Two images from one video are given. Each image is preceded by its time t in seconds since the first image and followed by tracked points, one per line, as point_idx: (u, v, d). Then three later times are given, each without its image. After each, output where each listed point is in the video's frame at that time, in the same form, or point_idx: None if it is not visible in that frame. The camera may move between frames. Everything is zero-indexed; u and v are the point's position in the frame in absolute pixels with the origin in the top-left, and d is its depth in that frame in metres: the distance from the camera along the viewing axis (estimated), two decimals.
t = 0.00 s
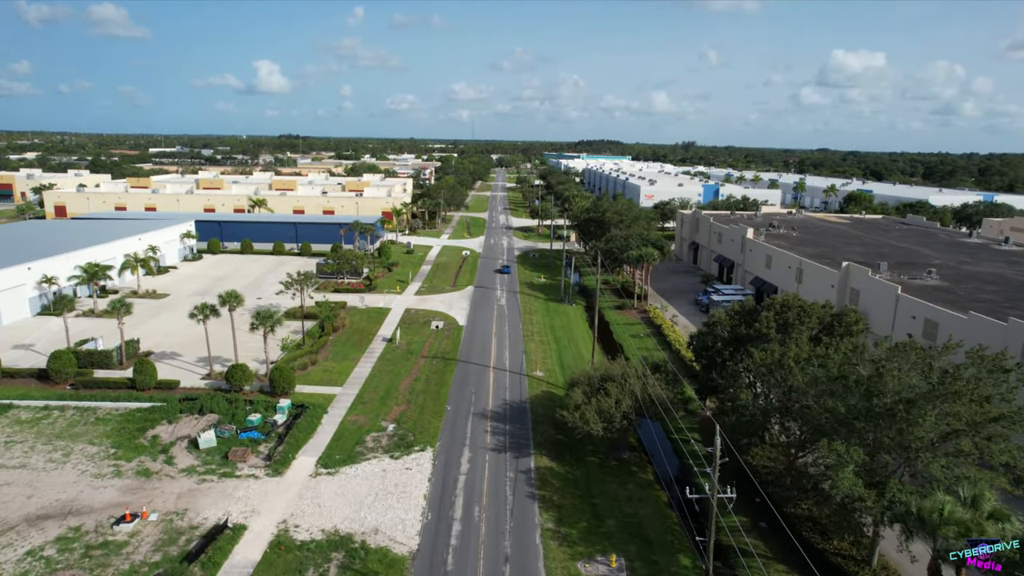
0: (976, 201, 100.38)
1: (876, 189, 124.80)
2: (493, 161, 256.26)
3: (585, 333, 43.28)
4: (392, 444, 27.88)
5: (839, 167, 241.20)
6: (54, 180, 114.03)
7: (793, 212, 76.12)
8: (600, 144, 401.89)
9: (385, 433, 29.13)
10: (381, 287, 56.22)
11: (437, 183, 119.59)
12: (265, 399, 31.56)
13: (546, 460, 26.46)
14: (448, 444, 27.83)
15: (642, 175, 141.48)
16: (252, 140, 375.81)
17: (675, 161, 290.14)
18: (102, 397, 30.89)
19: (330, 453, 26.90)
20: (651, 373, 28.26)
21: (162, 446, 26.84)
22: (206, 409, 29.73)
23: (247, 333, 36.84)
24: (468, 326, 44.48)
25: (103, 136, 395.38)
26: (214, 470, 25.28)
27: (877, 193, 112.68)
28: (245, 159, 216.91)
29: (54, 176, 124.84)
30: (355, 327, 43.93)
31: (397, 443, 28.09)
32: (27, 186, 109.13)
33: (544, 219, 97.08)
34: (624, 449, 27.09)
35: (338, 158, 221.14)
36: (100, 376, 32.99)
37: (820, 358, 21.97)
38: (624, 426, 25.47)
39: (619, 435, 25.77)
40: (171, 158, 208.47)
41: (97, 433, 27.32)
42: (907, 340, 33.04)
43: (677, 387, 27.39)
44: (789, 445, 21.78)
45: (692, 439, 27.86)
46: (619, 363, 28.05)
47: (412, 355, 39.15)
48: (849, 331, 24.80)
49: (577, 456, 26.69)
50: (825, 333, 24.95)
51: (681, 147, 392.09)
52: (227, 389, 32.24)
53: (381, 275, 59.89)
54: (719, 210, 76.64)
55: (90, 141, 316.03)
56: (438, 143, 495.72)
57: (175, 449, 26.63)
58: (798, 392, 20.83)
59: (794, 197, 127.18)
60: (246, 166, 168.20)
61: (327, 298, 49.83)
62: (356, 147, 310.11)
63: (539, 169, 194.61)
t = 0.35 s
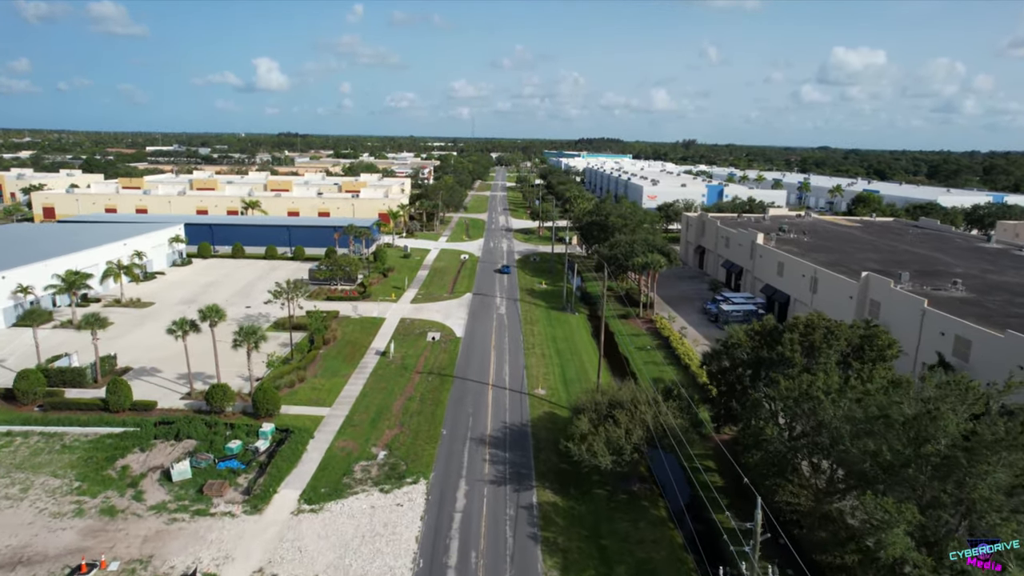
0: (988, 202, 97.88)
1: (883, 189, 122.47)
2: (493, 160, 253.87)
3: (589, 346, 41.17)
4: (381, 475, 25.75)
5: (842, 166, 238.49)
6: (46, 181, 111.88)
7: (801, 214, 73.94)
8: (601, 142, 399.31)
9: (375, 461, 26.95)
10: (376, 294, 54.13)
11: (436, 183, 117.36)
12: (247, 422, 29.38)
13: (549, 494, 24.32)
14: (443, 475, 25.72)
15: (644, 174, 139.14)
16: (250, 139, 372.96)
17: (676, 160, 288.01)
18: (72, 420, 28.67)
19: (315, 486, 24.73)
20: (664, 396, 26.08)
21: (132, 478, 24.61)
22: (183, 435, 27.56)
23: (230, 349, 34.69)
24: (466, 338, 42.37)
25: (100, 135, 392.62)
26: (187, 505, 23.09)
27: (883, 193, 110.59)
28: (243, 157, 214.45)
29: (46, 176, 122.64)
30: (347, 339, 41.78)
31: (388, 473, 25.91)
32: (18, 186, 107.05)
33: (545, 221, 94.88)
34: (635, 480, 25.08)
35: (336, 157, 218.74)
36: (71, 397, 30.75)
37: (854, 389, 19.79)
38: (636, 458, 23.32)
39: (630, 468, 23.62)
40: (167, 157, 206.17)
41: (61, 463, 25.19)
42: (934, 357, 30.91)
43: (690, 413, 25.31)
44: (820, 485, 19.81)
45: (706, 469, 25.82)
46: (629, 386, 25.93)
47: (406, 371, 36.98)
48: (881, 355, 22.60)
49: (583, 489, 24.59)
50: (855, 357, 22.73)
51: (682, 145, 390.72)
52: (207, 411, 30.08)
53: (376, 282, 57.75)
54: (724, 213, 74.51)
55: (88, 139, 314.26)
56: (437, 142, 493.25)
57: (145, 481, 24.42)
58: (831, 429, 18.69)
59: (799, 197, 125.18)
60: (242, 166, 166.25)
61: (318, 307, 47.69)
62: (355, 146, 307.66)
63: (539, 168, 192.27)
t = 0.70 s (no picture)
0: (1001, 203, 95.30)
1: (891, 189, 119.93)
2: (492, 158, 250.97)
3: (594, 362, 38.78)
4: (368, 517, 23.30)
5: (844, 165, 235.83)
6: (34, 181, 109.24)
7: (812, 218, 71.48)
8: (601, 140, 396.01)
9: (362, 499, 24.50)
10: (370, 303, 51.69)
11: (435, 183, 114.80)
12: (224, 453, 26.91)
13: (553, 540, 21.93)
14: (437, 516, 23.31)
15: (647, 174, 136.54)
16: (249, 136, 370.67)
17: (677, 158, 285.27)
18: (32, 452, 26.22)
19: (294, 531, 22.28)
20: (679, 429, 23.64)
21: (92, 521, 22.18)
22: (153, 469, 25.14)
23: (209, 370, 32.20)
24: (464, 353, 39.94)
25: (98, 133, 389.87)
26: (151, 555, 20.67)
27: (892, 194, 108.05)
28: (239, 156, 211.65)
29: (36, 176, 119.93)
30: (337, 354, 39.33)
31: (376, 514, 23.47)
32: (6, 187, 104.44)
33: (546, 223, 92.35)
34: (647, 522, 22.71)
35: (334, 156, 216.06)
36: (33, 425, 28.31)
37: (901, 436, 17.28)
38: (650, 502, 20.90)
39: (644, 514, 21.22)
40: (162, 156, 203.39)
41: (13, 504, 22.76)
42: (970, 381, 28.50)
43: (708, 449, 22.92)
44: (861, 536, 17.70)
45: (722, 508, 23.49)
46: (642, 418, 23.55)
47: (398, 391, 34.48)
48: (924, 389, 20.01)
49: (591, 534, 22.24)
50: (894, 391, 20.16)
51: (682, 142, 388.46)
52: (182, 440, 27.66)
53: (370, 290, 55.30)
54: (732, 216, 72.05)
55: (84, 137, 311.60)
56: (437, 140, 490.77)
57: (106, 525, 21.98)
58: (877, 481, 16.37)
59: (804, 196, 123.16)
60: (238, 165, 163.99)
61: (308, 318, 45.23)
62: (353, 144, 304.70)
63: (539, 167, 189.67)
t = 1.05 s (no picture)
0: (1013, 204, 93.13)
1: (899, 189, 117.71)
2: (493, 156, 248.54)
3: (600, 379, 36.63)
4: (354, 562, 21.11)
5: (848, 163, 233.55)
6: (25, 181, 106.98)
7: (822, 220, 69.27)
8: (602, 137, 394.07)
9: (348, 541, 22.30)
10: (364, 311, 49.49)
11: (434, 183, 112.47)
12: (199, 486, 24.69)
13: None
14: (430, 560, 21.25)
15: (650, 173, 134.23)
16: (248, 133, 367.46)
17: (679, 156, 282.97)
18: None
19: None
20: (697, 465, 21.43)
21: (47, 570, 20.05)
22: (120, 506, 22.98)
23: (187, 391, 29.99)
24: (461, 368, 37.75)
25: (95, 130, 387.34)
26: None
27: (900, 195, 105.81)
28: (236, 155, 209.25)
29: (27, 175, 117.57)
30: (327, 370, 37.11)
31: (363, 559, 21.30)
32: None
33: (548, 224, 90.12)
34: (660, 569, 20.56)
35: (332, 154, 213.62)
36: None
37: (959, 492, 14.89)
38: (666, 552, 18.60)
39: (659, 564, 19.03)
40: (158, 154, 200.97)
41: None
42: (1010, 407, 26.30)
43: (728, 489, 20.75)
44: None
45: (741, 551, 21.01)
46: (655, 453, 21.42)
47: (391, 412, 32.31)
48: (976, 428, 17.62)
49: None
50: (941, 430, 17.78)
51: (684, 140, 385.89)
52: (155, 471, 25.48)
53: (365, 297, 53.12)
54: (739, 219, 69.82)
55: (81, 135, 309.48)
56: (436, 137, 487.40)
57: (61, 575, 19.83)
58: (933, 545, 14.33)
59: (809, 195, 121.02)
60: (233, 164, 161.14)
61: (298, 330, 43.04)
62: (352, 141, 302.22)
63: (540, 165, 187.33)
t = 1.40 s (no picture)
0: None
1: (908, 189, 115.16)
2: (493, 155, 245.70)
3: (606, 400, 34.26)
4: None
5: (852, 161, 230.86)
6: (13, 181, 104.36)
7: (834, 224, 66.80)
8: (603, 134, 390.84)
9: None
10: (357, 322, 47.09)
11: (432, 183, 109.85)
12: (166, 531, 22.32)
13: None
14: None
15: (653, 173, 131.58)
16: (246, 131, 364.50)
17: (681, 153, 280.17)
18: None
19: None
20: (720, 517, 18.98)
21: None
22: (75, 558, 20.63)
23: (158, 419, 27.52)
24: (458, 388, 35.31)
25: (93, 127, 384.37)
26: None
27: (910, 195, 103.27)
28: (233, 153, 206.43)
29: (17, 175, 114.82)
30: (314, 390, 34.69)
31: None
32: None
33: (549, 227, 87.59)
34: None
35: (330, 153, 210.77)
36: None
37: None
38: None
39: None
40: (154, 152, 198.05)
41: None
42: None
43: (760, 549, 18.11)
44: None
45: None
46: (673, 503, 19.02)
47: (382, 439, 29.92)
48: None
49: None
50: (1008, 488, 15.47)
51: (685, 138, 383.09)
52: (118, 514, 23.07)
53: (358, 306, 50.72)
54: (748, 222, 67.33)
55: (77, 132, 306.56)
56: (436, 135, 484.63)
57: None
58: None
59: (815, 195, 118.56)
60: (229, 163, 158.27)
61: (285, 344, 40.63)
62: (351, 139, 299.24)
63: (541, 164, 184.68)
